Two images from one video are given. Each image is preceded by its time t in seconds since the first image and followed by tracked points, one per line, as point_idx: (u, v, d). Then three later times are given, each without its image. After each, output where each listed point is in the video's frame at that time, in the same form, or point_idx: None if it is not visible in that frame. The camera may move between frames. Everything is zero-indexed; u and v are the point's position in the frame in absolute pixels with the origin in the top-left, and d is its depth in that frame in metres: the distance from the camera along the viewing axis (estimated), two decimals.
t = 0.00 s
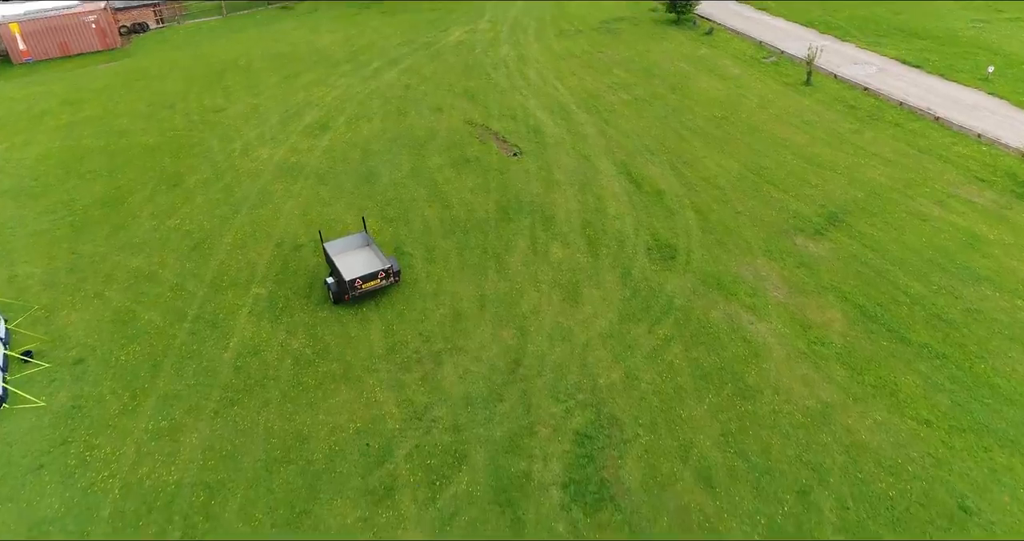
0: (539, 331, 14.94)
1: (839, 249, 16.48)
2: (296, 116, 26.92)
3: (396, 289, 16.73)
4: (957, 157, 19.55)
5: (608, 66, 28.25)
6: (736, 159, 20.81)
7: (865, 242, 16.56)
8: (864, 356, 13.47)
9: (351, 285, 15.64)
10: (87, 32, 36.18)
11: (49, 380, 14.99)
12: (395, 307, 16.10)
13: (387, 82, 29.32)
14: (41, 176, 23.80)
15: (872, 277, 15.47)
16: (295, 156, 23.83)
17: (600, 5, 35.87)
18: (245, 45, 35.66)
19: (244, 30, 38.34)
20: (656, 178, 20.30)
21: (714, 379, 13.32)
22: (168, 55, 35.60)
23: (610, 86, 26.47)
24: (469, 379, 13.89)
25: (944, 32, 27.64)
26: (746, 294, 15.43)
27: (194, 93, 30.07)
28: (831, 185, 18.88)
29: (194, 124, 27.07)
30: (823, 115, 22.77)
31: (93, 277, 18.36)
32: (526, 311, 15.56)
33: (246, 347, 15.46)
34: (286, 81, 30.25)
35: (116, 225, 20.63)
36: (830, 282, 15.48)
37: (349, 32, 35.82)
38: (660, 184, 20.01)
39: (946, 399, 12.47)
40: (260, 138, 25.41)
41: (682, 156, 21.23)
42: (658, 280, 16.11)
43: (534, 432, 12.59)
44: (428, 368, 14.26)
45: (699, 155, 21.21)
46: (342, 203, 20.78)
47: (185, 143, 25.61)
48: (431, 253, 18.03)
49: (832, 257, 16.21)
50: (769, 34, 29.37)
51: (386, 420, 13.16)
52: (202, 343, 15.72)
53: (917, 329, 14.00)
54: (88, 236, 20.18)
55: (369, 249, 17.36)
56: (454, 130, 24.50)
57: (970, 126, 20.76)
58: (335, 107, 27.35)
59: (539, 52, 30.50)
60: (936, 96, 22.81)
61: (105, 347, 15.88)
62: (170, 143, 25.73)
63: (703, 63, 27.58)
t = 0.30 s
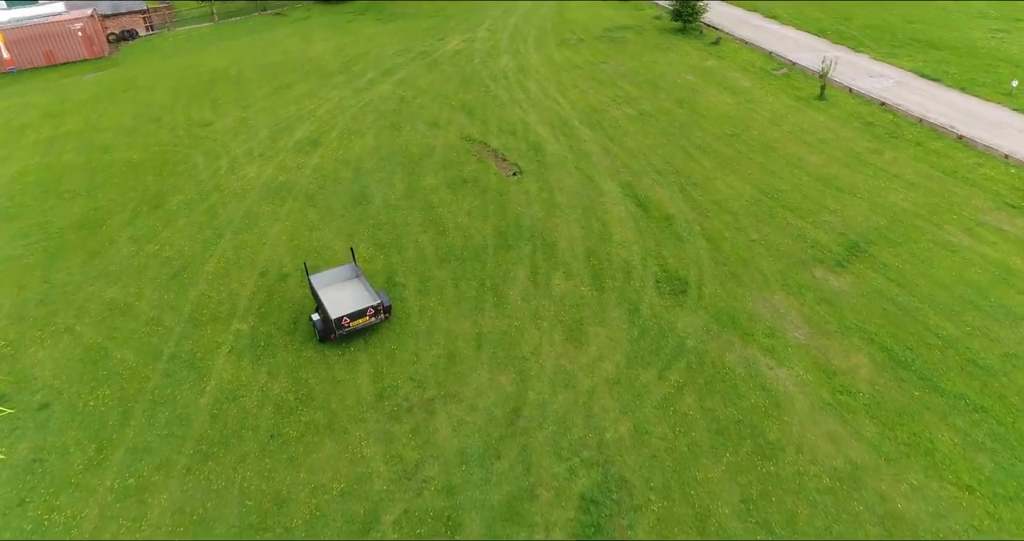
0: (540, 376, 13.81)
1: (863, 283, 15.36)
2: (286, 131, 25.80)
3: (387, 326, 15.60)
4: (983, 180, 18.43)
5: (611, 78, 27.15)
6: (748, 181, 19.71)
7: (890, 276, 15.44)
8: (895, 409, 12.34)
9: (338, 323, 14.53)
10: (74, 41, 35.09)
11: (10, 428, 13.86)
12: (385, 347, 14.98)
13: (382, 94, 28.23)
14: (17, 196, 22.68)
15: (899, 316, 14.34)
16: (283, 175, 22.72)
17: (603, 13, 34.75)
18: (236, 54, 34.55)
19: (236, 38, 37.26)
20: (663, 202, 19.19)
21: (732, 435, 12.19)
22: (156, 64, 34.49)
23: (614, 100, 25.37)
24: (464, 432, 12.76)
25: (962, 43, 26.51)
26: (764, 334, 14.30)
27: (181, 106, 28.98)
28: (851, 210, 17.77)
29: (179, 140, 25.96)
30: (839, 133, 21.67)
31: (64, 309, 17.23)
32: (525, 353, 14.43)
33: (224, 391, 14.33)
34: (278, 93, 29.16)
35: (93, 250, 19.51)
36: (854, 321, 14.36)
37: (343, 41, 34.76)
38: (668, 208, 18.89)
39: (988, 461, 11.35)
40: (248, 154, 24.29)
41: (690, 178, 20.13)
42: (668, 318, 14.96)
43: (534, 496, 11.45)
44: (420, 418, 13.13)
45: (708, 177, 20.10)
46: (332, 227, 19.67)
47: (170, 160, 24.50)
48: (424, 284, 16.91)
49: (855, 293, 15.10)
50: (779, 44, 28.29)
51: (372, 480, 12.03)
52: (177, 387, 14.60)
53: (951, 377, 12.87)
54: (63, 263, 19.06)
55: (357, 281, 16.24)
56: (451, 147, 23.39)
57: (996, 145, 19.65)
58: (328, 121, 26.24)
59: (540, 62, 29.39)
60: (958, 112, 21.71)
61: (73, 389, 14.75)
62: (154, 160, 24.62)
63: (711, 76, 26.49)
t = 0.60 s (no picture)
0: (542, 439, 12.47)
1: (895, 330, 14.04)
2: (272, 149, 24.47)
3: (373, 377, 14.26)
4: (1019, 211, 17.12)
5: (615, 93, 25.83)
6: (764, 210, 18.40)
7: (924, 322, 14.12)
8: (940, 486, 11.01)
9: (319, 377, 13.25)
10: (56, 50, 33.75)
11: None
12: (370, 401, 13.63)
13: (374, 109, 26.92)
14: None
15: (937, 371, 13.04)
16: (268, 199, 21.41)
17: (606, 21, 33.42)
18: (224, 65, 33.23)
19: (225, 47, 35.95)
20: (673, 233, 17.89)
21: (757, 515, 10.85)
22: (141, 75, 33.13)
23: (618, 117, 24.06)
24: (456, 507, 11.42)
25: (985, 56, 25.17)
26: (788, 390, 12.97)
27: (164, 122, 27.66)
28: (877, 245, 16.45)
29: (160, 159, 24.63)
30: (859, 155, 20.36)
31: (24, 353, 15.88)
32: (525, 411, 13.08)
33: (193, 454, 12.98)
34: (266, 109, 27.88)
35: (61, 285, 18.18)
36: (887, 377, 13.03)
37: (336, 52, 33.49)
38: (678, 240, 17.59)
39: None
40: (232, 176, 22.97)
41: (701, 206, 18.83)
42: (681, 370, 13.62)
43: None
44: (407, 490, 11.80)
45: (721, 204, 18.79)
46: (317, 259, 18.35)
47: (149, 181, 23.17)
48: (415, 327, 15.60)
49: (887, 342, 13.77)
50: (792, 58, 27.03)
51: None
52: (141, 447, 13.25)
53: (1000, 447, 11.57)
54: (27, 298, 17.72)
55: (342, 325, 14.94)
56: (446, 169, 22.09)
57: None
58: (317, 139, 24.93)
59: (541, 75, 28.08)
60: (986, 134, 20.46)
61: (27, 448, 13.40)
62: (133, 181, 23.29)
63: (721, 92, 25.18)
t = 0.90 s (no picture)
0: (543, 508, 11.25)
1: (929, 380, 12.85)
2: (259, 168, 23.29)
3: (357, 430, 13.05)
4: None
5: (619, 108, 24.62)
6: (780, 239, 17.21)
7: (961, 372, 12.93)
8: None
9: (297, 436, 12.06)
10: (38, 60, 32.51)
11: None
12: (354, 460, 12.43)
13: (367, 124, 25.73)
14: None
15: (978, 429, 11.87)
16: (252, 223, 20.22)
17: (608, 30, 32.20)
18: (212, 75, 32.03)
19: (214, 56, 34.75)
20: (683, 265, 16.69)
21: None
22: (126, 86, 31.91)
23: (623, 134, 22.87)
24: None
25: (1008, 69, 23.98)
26: (814, 452, 11.75)
27: (148, 137, 26.45)
28: (905, 281, 15.26)
29: (140, 178, 23.43)
30: (880, 178, 19.17)
31: None
32: (524, 474, 11.87)
33: (157, 522, 11.76)
34: (254, 124, 26.70)
35: (26, 320, 16.94)
36: (924, 436, 11.83)
37: (329, 63, 32.34)
38: (689, 273, 16.39)
39: None
40: (215, 198, 21.77)
41: (713, 234, 17.64)
42: (694, 425, 12.41)
43: None
44: None
45: (734, 232, 17.59)
46: (302, 291, 17.15)
47: (128, 202, 21.95)
48: (405, 371, 14.39)
49: (921, 394, 12.58)
50: (805, 70, 25.87)
51: None
52: (101, 513, 12.02)
53: None
54: None
55: (325, 372, 13.71)
56: (441, 191, 20.90)
57: None
58: (305, 157, 23.74)
59: (541, 88, 26.89)
60: (1014, 154, 19.36)
61: None
62: (111, 202, 22.07)
63: (730, 107, 23.98)
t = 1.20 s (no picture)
0: None
1: (979, 454, 11.43)
2: (241, 193, 21.88)
3: (335, 509, 11.60)
4: None
5: (625, 127, 23.21)
6: (802, 279, 15.79)
7: (1014, 444, 11.52)
8: None
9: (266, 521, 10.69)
10: (16, 73, 31.07)
11: None
12: None
13: (357, 144, 24.31)
14: None
15: None
16: (231, 256, 18.81)
17: (612, 41, 30.80)
18: (197, 89, 30.61)
19: (201, 68, 33.35)
20: (698, 309, 15.24)
21: None
22: (107, 99, 30.48)
23: (629, 157, 21.46)
24: None
25: None
26: None
27: (126, 157, 25.03)
28: (944, 331, 13.85)
29: (115, 203, 22.01)
30: (909, 209, 17.75)
31: None
32: None
33: None
34: (238, 143, 25.30)
35: None
36: (979, 525, 10.39)
37: (319, 76, 30.95)
38: (704, 318, 14.95)
39: None
40: (193, 226, 20.35)
41: (730, 273, 16.21)
42: (716, 508, 10.95)
43: None
44: None
45: (753, 271, 16.16)
46: (281, 337, 15.71)
47: (99, 231, 20.51)
48: (390, 434, 12.96)
49: (971, 471, 11.16)
50: (821, 86, 24.48)
51: None
52: None
53: None
54: None
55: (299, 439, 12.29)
56: (435, 220, 19.48)
57: None
58: (291, 180, 22.31)
59: (541, 105, 25.50)
60: None
61: None
62: (81, 231, 20.64)
63: (743, 127, 22.58)
